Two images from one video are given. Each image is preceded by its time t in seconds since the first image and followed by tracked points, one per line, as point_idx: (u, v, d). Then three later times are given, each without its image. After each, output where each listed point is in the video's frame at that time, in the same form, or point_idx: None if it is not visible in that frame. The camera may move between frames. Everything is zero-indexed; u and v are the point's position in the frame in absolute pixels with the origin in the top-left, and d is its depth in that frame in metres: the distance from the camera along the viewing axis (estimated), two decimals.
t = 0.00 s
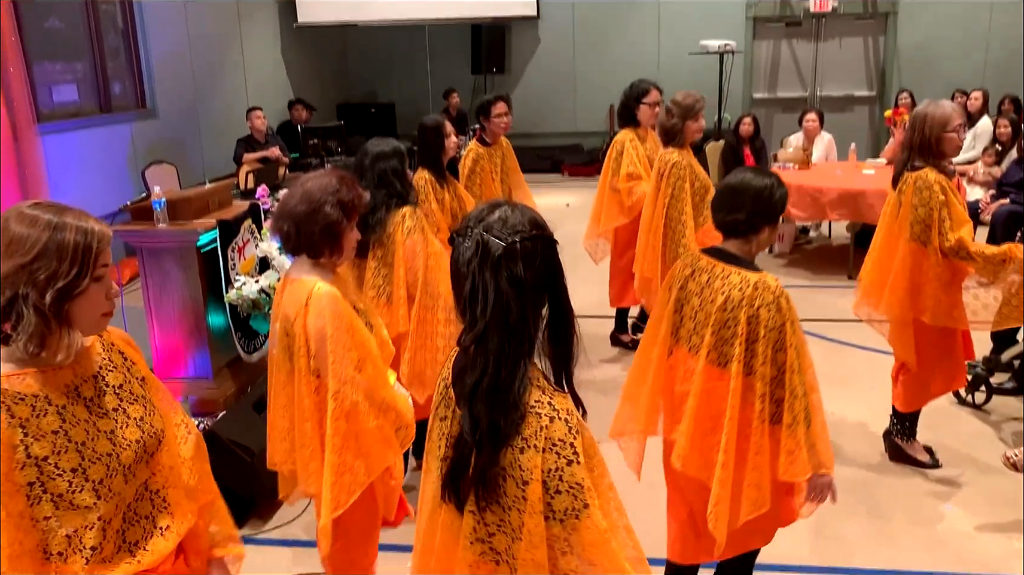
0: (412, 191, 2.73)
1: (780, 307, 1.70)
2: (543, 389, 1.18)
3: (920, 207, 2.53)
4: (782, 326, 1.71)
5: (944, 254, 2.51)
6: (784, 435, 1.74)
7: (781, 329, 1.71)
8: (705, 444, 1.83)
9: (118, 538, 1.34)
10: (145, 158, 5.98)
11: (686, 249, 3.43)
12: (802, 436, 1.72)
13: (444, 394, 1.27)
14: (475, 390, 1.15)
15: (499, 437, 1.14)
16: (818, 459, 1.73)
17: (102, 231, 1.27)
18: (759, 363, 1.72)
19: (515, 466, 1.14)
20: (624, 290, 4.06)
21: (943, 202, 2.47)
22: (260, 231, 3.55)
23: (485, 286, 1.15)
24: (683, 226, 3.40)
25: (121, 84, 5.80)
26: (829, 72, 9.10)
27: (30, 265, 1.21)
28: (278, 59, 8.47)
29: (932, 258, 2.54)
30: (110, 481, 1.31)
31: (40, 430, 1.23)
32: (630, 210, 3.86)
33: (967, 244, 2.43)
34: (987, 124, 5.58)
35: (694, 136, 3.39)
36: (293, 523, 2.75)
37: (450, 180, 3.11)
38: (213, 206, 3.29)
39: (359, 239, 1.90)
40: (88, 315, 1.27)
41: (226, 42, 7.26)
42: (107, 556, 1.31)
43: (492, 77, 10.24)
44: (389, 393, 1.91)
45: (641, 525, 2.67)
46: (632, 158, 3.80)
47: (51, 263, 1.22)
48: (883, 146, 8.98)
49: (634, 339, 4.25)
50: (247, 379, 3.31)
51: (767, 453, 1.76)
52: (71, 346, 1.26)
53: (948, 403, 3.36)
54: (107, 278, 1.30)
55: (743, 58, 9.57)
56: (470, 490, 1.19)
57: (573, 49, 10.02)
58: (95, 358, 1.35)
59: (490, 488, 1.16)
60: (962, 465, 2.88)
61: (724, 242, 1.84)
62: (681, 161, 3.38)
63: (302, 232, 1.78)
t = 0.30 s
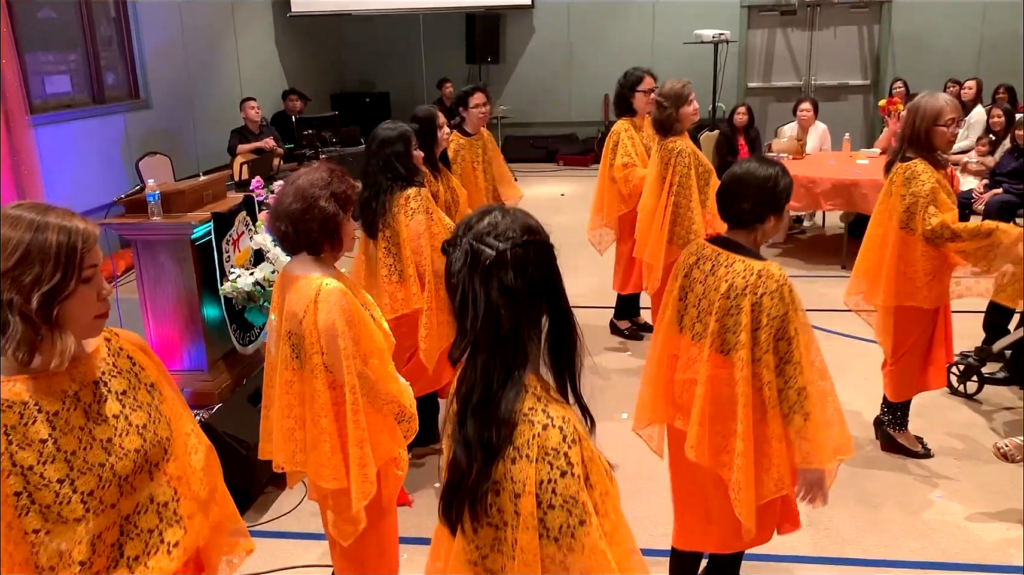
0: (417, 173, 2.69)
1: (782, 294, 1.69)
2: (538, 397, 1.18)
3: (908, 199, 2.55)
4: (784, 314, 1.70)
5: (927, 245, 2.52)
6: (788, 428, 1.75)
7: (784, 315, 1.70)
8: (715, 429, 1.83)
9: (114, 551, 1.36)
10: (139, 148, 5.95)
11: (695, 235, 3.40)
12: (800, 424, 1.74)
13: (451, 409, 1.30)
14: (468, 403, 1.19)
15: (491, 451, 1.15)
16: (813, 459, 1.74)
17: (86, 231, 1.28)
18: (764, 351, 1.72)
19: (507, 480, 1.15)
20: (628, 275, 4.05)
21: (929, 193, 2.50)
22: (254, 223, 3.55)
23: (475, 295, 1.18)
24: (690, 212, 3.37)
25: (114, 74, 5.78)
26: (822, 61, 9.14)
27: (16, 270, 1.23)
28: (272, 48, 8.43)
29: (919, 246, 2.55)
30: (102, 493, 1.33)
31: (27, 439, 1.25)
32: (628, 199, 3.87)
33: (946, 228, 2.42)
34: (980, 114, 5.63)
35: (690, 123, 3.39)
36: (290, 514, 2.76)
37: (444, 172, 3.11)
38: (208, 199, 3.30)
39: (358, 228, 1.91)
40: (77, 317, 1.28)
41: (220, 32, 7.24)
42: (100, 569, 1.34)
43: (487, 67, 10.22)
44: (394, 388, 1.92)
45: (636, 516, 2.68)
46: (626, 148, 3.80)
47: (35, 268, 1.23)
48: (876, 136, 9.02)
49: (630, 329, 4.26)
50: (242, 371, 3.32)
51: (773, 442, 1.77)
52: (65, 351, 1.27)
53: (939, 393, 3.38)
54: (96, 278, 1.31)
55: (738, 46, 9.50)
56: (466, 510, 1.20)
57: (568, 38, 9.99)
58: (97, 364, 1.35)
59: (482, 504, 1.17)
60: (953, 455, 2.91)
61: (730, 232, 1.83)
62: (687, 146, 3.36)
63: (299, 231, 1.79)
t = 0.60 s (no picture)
0: (415, 187, 2.66)
1: (754, 328, 1.68)
2: (543, 430, 1.13)
3: (891, 221, 2.56)
4: (752, 352, 1.69)
5: (909, 268, 2.57)
6: (748, 469, 1.71)
7: (752, 354, 1.69)
8: (682, 460, 1.81)
9: None
10: (133, 162, 5.94)
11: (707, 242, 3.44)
12: (756, 465, 1.70)
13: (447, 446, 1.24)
14: (470, 441, 1.13)
15: (498, 492, 1.09)
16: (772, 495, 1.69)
17: (63, 255, 1.27)
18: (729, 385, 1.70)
19: (520, 519, 1.08)
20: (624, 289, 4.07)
21: (911, 216, 2.50)
22: (248, 239, 3.55)
23: (474, 328, 1.15)
24: (697, 210, 3.40)
25: (108, 89, 5.79)
26: (813, 75, 9.22)
27: None
28: (266, 61, 8.44)
29: (900, 267, 2.58)
30: (89, 527, 1.31)
31: (11, 469, 1.23)
32: (619, 214, 3.89)
33: (933, 258, 2.48)
34: (969, 127, 5.71)
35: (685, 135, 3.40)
36: (282, 531, 2.75)
37: (437, 187, 3.12)
38: (201, 215, 3.31)
39: (349, 249, 1.90)
40: (58, 345, 1.26)
41: (213, 46, 7.26)
42: None
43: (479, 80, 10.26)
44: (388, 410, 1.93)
45: (632, 531, 2.68)
46: (617, 163, 3.81)
47: (9, 294, 1.22)
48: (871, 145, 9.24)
49: (624, 342, 4.26)
50: (235, 387, 3.31)
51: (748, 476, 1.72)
52: (41, 379, 1.24)
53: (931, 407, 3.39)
54: (77, 303, 1.29)
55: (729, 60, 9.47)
56: (472, 555, 1.12)
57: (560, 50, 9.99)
58: (89, 393, 1.34)
59: (490, 549, 1.09)
60: (945, 468, 2.91)
61: (719, 262, 1.82)
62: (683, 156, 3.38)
63: (286, 251, 1.81)
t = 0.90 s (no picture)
0: (407, 209, 2.66)
1: (746, 355, 1.69)
2: (559, 462, 1.16)
3: (881, 256, 2.56)
4: (745, 378, 1.69)
5: (905, 296, 2.56)
6: (748, 499, 1.72)
7: (745, 381, 1.70)
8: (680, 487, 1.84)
9: None
10: (127, 184, 5.94)
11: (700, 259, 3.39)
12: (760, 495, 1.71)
13: (446, 485, 1.23)
14: (483, 476, 1.12)
15: (515, 527, 1.10)
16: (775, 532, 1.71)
17: (35, 276, 1.28)
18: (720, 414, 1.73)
19: (540, 552, 1.10)
20: (616, 311, 4.07)
21: (903, 251, 2.50)
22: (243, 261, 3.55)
23: (482, 359, 1.14)
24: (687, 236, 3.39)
25: (102, 110, 5.80)
26: (804, 97, 9.33)
27: None
28: (260, 83, 8.47)
29: (893, 295, 2.58)
30: (84, 559, 1.30)
31: (7, 502, 1.22)
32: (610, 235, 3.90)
33: (925, 294, 2.49)
34: (960, 148, 5.75)
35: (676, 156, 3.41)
36: (275, 556, 2.72)
37: (431, 210, 3.12)
38: (195, 237, 3.31)
39: (344, 280, 1.86)
40: (44, 364, 1.28)
41: (208, 69, 7.30)
42: None
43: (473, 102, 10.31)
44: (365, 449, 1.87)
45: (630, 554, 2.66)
46: (607, 185, 3.82)
47: None
48: (861, 166, 9.33)
49: (619, 363, 4.25)
50: (230, 409, 3.29)
51: (735, 509, 1.76)
52: (31, 403, 1.25)
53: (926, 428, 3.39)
54: (57, 322, 1.31)
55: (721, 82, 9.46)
56: None
57: (553, 74, 10.05)
58: (68, 423, 1.34)
59: None
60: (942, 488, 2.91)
61: (712, 286, 1.81)
62: (670, 177, 3.39)
63: (279, 282, 1.80)
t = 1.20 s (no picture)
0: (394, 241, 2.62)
1: (738, 382, 1.71)
2: (565, 487, 1.16)
3: (889, 282, 2.56)
4: (737, 406, 1.71)
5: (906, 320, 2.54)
6: (756, 531, 1.73)
7: (738, 408, 1.72)
8: (688, 514, 1.85)
9: None
10: (122, 204, 5.96)
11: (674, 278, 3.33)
12: (765, 525, 1.72)
13: (443, 514, 1.21)
14: (485, 500, 1.11)
15: (521, 550, 1.10)
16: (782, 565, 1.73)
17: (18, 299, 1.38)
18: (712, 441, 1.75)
19: None
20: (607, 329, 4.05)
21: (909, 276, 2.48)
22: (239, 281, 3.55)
23: (480, 379, 1.14)
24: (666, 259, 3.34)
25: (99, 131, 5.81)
26: (797, 117, 9.40)
27: None
28: (257, 103, 8.50)
29: (896, 317, 2.57)
30: None
31: (13, 529, 1.37)
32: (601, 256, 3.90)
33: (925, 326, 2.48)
34: (953, 168, 5.79)
35: (667, 177, 3.39)
36: None
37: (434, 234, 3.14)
38: (192, 257, 3.31)
39: (341, 314, 1.80)
40: (36, 383, 1.43)
41: (205, 90, 7.32)
42: None
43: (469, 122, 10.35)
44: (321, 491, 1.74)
45: None
46: (600, 204, 3.84)
47: None
48: (855, 186, 9.37)
49: (615, 382, 4.24)
50: (224, 430, 3.28)
51: (747, 549, 1.74)
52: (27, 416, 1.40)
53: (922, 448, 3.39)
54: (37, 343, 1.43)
55: (716, 102, 9.58)
56: None
57: (549, 95, 10.09)
58: (41, 457, 1.47)
59: None
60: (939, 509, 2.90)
61: (712, 314, 1.82)
62: (653, 197, 3.37)
63: (279, 305, 1.75)
